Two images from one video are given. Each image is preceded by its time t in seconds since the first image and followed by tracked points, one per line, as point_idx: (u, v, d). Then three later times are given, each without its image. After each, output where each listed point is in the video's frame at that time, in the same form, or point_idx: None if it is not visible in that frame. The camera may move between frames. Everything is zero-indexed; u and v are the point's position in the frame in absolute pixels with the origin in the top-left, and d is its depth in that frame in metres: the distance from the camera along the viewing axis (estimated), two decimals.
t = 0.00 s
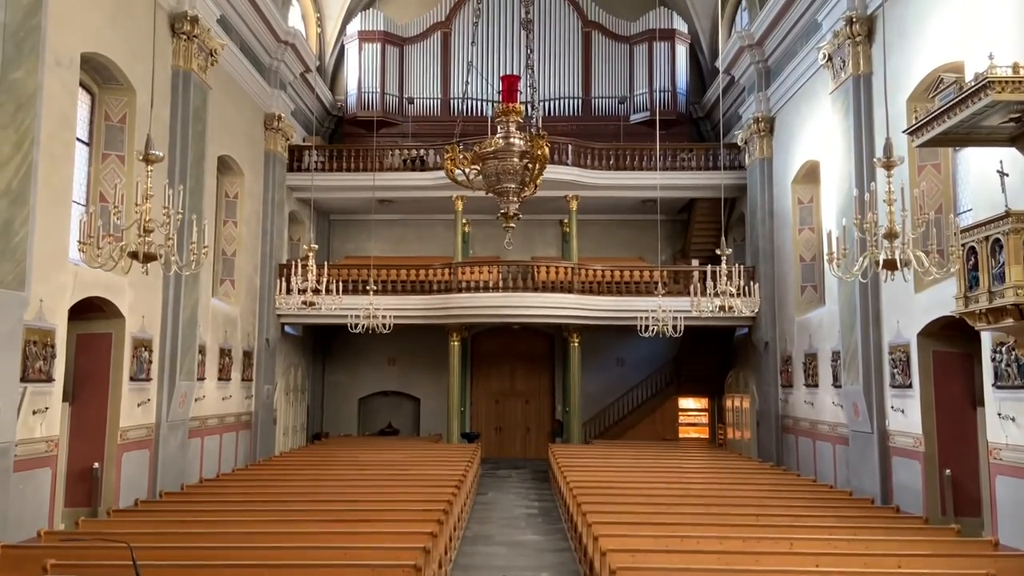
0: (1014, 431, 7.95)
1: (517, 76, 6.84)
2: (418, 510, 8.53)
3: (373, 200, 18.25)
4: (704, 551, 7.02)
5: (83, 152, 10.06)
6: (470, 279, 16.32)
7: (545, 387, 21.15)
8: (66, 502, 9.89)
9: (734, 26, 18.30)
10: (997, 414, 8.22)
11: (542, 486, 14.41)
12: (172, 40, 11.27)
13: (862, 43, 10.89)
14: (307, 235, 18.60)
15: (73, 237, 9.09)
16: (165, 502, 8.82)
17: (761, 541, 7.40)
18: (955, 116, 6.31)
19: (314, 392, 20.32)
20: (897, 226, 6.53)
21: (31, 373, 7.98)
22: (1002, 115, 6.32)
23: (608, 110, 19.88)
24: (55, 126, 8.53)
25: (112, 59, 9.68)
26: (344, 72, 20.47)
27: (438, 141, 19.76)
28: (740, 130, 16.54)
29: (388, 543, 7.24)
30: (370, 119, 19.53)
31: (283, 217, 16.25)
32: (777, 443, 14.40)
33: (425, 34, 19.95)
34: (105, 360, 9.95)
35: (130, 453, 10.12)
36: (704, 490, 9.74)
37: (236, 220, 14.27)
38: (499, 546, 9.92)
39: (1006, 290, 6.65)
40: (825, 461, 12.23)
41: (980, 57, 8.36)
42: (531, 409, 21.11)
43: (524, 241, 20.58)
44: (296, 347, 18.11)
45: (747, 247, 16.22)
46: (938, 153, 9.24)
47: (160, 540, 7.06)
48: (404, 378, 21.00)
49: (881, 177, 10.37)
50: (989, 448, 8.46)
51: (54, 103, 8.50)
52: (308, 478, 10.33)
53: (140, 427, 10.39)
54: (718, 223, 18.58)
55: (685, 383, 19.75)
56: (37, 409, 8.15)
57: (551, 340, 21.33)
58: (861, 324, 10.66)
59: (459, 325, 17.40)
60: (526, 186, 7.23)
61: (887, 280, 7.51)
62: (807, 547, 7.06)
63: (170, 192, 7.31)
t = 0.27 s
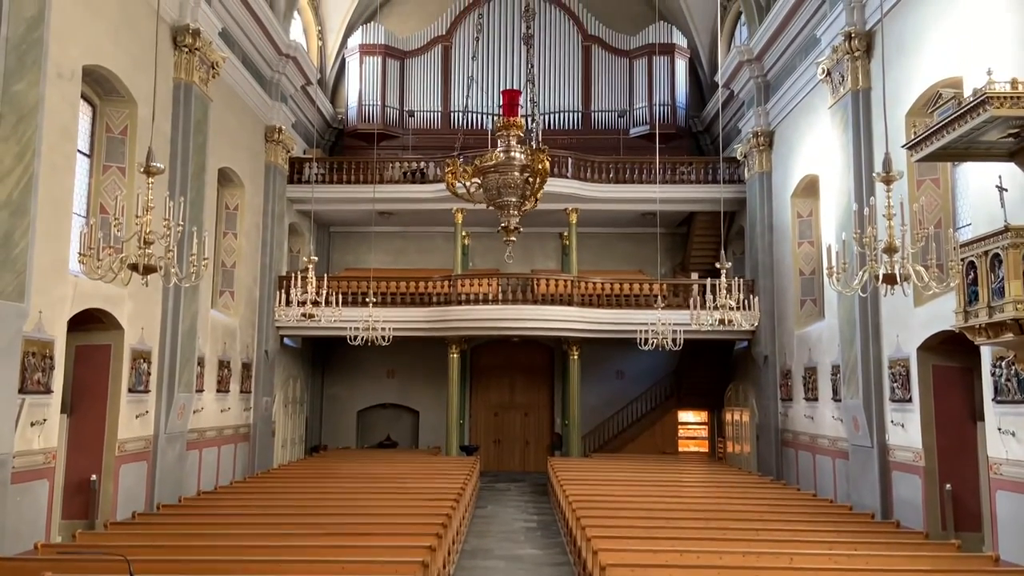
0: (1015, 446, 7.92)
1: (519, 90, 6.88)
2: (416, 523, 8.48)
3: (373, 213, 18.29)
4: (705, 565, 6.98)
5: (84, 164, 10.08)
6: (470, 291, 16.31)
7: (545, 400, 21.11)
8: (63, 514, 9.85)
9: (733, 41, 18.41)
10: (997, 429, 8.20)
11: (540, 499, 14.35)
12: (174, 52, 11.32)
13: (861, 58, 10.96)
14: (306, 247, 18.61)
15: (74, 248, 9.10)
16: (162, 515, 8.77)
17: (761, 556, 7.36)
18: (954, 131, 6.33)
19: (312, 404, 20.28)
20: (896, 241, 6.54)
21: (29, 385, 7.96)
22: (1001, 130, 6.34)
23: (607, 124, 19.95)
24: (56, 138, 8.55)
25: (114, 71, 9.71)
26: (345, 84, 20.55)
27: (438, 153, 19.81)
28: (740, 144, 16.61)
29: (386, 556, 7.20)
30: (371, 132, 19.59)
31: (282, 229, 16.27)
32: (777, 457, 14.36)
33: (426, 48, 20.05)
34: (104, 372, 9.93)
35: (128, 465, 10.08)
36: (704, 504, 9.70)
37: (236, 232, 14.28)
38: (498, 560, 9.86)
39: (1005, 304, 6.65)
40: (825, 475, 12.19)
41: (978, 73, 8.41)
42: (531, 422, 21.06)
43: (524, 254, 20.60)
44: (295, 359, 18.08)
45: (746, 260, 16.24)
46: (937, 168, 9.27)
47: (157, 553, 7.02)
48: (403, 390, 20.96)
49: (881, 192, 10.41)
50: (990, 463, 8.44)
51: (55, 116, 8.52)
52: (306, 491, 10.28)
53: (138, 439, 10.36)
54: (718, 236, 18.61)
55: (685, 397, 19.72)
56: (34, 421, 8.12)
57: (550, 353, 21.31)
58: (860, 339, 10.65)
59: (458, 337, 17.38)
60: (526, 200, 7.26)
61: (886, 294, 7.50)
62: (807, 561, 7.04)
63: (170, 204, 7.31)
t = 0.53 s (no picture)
0: (1013, 460, 7.91)
1: (517, 103, 6.86)
2: (413, 536, 8.43)
3: (372, 224, 18.30)
4: None
5: (82, 175, 10.09)
6: (468, 303, 16.30)
7: (542, 411, 21.08)
8: (58, 526, 9.79)
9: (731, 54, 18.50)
10: (996, 442, 8.20)
11: (538, 511, 14.30)
12: (174, 64, 11.35)
13: (858, 71, 11.02)
14: (304, 258, 18.61)
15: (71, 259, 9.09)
16: (158, 527, 8.72)
17: (760, 569, 7.32)
18: (952, 144, 6.35)
19: (309, 415, 20.22)
20: (894, 254, 6.55)
21: (26, 396, 7.93)
22: (998, 144, 6.36)
23: (606, 136, 20.02)
24: (55, 149, 8.56)
25: (112, 82, 9.74)
26: (344, 96, 20.61)
27: (437, 165, 19.85)
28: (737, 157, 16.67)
29: (383, 569, 7.15)
30: (369, 143, 19.63)
31: (281, 240, 16.26)
32: (775, 470, 14.33)
33: (425, 60, 20.13)
34: (101, 383, 9.91)
35: (124, 476, 10.03)
36: (702, 517, 9.66)
37: (234, 243, 14.27)
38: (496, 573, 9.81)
39: (1003, 317, 6.66)
40: (823, 488, 12.17)
41: (974, 87, 8.46)
42: (528, 433, 21.01)
43: (522, 266, 20.61)
44: (293, 370, 18.05)
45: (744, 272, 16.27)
46: (934, 181, 9.31)
47: (152, 565, 6.98)
48: (401, 402, 20.91)
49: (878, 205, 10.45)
50: (988, 476, 8.43)
51: (54, 127, 8.53)
52: (302, 503, 10.23)
53: (134, 450, 10.32)
54: (715, 248, 18.65)
55: (683, 408, 19.70)
56: (30, 432, 8.10)
57: (548, 364, 21.29)
58: (858, 351, 10.66)
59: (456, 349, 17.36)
60: (525, 213, 7.26)
61: (884, 306, 7.49)
62: (806, 573, 6.99)
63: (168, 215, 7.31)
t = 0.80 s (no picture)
0: (1011, 472, 7.90)
1: (514, 115, 6.88)
2: (409, 549, 8.38)
3: (369, 235, 18.30)
4: None
5: (79, 186, 10.09)
6: (465, 314, 16.29)
7: (539, 423, 21.03)
8: (53, 539, 9.74)
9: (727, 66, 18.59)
10: (993, 454, 8.19)
11: (535, 524, 14.24)
12: (171, 75, 11.37)
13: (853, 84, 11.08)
14: (301, 269, 18.59)
15: (67, 270, 9.07)
16: (152, 540, 8.66)
17: None
18: (947, 156, 6.37)
19: (306, 427, 20.15)
20: (890, 265, 6.55)
21: (21, 408, 7.91)
22: (993, 156, 6.39)
23: (603, 147, 20.08)
24: (51, 160, 8.55)
25: (109, 94, 9.75)
26: (341, 107, 20.66)
27: (434, 176, 19.88)
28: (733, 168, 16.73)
29: None
30: (366, 155, 19.66)
31: (277, 251, 16.25)
32: (772, 482, 14.30)
33: (422, 71, 20.20)
34: (96, 395, 9.87)
35: (119, 488, 9.98)
36: (700, 529, 9.63)
37: (231, 254, 14.24)
38: None
39: (999, 329, 6.67)
40: (821, 500, 12.14)
41: (969, 100, 8.51)
42: (525, 445, 20.95)
43: (519, 277, 20.62)
44: (289, 382, 18.00)
45: (741, 284, 16.29)
46: (930, 193, 9.35)
47: None
48: (397, 413, 20.86)
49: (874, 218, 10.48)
50: (985, 487, 8.42)
51: (50, 138, 8.53)
52: (298, 515, 10.17)
53: (129, 462, 10.27)
54: (712, 260, 18.69)
55: (680, 420, 19.69)
56: (25, 444, 8.06)
57: (545, 376, 21.27)
58: (855, 363, 10.67)
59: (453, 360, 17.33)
60: (523, 224, 7.27)
61: (881, 318, 7.48)
62: None
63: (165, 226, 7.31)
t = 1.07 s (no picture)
0: (1009, 483, 7.90)
1: (512, 127, 6.91)
2: (407, 561, 8.34)
3: (367, 246, 18.31)
4: None
5: (77, 197, 10.09)
6: (463, 325, 16.28)
7: (537, 434, 21.00)
8: (49, 551, 9.69)
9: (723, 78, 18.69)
10: (991, 465, 8.19)
11: (533, 535, 14.19)
12: (170, 87, 11.40)
13: (849, 96, 11.14)
14: (299, 280, 18.59)
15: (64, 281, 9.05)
16: (149, 553, 8.62)
17: None
18: (943, 168, 6.40)
19: (303, 438, 20.09)
20: (887, 277, 6.56)
21: (17, 420, 7.89)
22: (988, 168, 6.42)
23: (600, 159, 20.13)
24: (49, 171, 8.57)
25: (107, 105, 9.76)
26: (339, 119, 20.71)
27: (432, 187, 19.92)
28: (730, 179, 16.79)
29: None
30: (364, 166, 19.70)
31: (275, 262, 16.25)
32: (771, 493, 14.27)
33: (420, 83, 20.28)
34: (93, 407, 9.86)
35: (115, 500, 9.94)
36: (699, 540, 9.61)
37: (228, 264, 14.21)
38: None
39: (996, 340, 6.68)
40: (819, 511, 12.12)
41: (964, 113, 8.57)
42: (523, 456, 20.90)
43: (517, 288, 20.63)
44: (286, 393, 17.96)
45: (739, 294, 16.30)
46: (926, 205, 9.40)
47: None
48: (394, 424, 20.81)
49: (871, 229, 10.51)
50: (984, 499, 8.40)
51: (49, 150, 8.54)
52: (295, 528, 10.13)
53: (126, 474, 10.24)
54: (710, 271, 18.73)
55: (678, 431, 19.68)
56: (22, 456, 8.04)
57: (543, 387, 21.26)
58: (853, 374, 10.67)
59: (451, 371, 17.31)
60: (521, 236, 7.29)
61: (878, 328, 7.46)
62: None
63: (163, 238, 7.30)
